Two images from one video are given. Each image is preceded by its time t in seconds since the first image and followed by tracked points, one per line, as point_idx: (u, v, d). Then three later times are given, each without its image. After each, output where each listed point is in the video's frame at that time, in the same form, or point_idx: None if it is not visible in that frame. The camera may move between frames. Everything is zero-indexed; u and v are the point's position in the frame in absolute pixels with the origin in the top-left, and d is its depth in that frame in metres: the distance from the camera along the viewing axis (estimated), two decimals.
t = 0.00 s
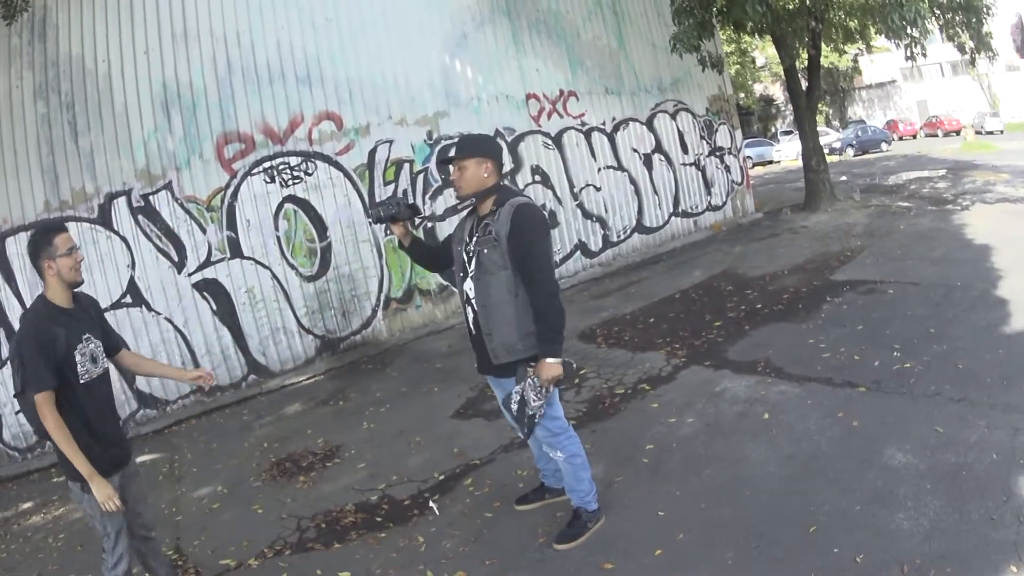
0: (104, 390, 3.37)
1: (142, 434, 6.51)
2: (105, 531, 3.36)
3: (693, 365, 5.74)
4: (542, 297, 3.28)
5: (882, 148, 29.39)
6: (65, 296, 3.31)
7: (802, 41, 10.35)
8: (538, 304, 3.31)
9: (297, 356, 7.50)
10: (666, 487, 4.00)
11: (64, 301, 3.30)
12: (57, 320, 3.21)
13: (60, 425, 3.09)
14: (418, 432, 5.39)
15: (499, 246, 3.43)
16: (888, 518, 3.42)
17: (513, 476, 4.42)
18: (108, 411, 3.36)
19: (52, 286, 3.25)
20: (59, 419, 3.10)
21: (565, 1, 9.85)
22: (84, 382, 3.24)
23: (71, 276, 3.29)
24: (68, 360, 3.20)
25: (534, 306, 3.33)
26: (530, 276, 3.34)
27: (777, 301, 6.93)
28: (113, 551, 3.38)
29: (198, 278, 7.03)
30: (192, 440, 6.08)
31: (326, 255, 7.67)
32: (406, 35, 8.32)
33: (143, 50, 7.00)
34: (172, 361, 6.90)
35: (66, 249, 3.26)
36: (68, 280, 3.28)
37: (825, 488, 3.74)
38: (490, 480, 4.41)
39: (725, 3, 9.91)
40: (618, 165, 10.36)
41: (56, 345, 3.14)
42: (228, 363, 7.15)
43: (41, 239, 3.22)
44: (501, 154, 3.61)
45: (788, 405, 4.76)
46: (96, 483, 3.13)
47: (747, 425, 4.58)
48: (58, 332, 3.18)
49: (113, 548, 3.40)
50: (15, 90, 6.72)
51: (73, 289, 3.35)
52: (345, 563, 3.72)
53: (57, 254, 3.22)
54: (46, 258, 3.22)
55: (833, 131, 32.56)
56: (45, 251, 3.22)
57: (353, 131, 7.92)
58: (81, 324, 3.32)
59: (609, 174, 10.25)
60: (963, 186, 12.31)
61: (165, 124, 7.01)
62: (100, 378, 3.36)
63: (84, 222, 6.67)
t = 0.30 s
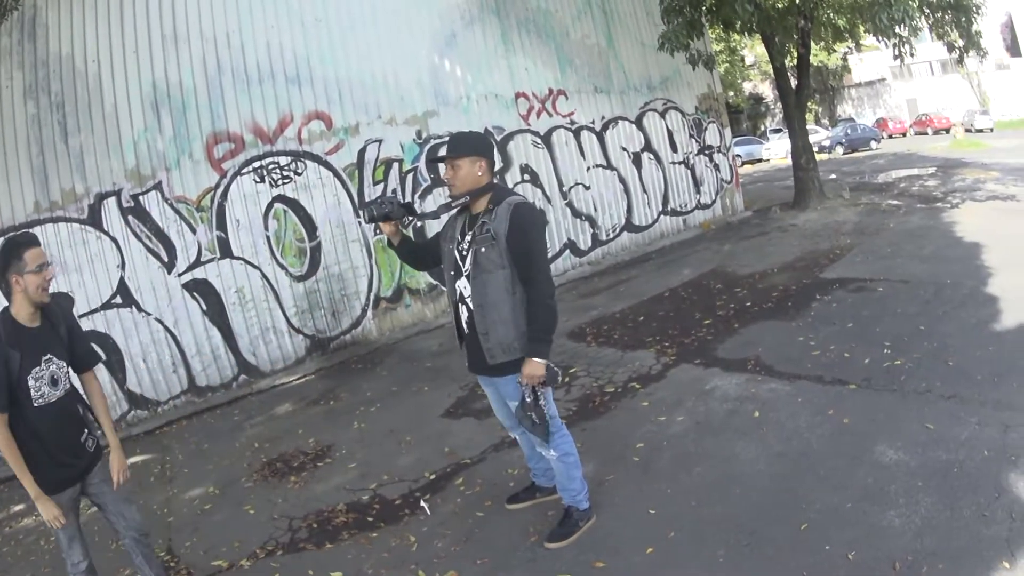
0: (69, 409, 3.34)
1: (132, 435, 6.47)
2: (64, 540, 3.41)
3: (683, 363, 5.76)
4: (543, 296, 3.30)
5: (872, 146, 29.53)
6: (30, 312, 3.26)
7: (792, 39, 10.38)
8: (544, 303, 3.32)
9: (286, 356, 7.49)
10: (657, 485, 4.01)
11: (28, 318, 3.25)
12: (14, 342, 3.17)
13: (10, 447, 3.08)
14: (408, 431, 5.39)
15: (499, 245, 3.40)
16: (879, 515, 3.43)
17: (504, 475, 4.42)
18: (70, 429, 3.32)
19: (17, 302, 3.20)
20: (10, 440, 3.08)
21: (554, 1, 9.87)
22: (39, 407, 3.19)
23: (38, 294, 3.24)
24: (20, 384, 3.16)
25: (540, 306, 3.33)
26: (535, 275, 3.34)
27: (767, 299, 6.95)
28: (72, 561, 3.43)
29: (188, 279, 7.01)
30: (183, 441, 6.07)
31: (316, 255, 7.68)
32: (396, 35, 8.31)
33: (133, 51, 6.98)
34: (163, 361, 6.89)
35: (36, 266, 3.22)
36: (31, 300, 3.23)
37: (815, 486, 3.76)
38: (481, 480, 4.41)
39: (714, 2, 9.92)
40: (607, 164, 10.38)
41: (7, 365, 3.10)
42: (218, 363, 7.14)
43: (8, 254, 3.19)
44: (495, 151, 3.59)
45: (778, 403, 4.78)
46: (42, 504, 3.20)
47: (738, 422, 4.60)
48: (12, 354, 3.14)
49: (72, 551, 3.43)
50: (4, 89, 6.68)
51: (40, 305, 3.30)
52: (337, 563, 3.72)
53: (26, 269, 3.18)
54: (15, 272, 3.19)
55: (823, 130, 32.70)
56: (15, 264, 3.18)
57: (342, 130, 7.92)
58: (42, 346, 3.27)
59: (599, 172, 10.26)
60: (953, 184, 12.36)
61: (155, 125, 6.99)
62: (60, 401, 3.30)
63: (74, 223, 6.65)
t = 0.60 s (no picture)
0: (67, 403, 3.36)
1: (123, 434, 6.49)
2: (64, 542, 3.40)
3: (668, 365, 5.77)
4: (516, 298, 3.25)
5: (862, 147, 29.48)
6: (28, 307, 3.27)
7: (781, 39, 10.35)
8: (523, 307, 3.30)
9: (272, 357, 7.49)
10: (639, 486, 4.02)
11: (26, 313, 3.27)
12: (11, 337, 3.19)
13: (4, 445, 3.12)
14: (393, 432, 5.41)
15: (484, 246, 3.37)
16: (865, 517, 3.43)
17: (487, 476, 4.44)
18: (67, 422, 3.33)
19: (15, 298, 3.23)
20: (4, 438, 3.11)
21: (542, 2, 9.91)
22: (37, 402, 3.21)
23: (35, 290, 3.25)
24: (20, 378, 3.19)
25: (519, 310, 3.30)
26: (519, 278, 3.30)
27: (753, 301, 6.96)
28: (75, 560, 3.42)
29: (176, 280, 7.02)
30: (172, 441, 6.08)
31: (301, 258, 7.68)
32: (384, 37, 8.32)
33: (124, 52, 6.99)
34: (150, 362, 6.90)
35: (34, 262, 3.22)
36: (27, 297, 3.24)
37: (798, 488, 3.77)
38: (464, 480, 4.43)
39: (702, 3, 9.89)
40: (593, 166, 10.40)
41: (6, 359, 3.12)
42: (205, 364, 7.14)
43: (8, 249, 3.20)
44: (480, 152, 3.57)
45: (762, 405, 4.78)
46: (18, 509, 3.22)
47: (721, 424, 4.61)
48: (11, 349, 3.16)
49: (74, 549, 3.43)
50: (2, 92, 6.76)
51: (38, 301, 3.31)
52: (322, 563, 3.74)
53: (24, 266, 3.19)
54: (13, 268, 3.20)
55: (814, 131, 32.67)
56: (13, 261, 3.20)
57: (329, 132, 7.92)
58: (40, 340, 3.29)
59: (584, 174, 10.27)
60: (945, 185, 12.35)
61: (145, 126, 6.98)
62: (58, 394, 3.33)
63: (66, 224, 6.69)
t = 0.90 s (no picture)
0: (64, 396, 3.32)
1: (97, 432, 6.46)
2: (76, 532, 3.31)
3: (636, 370, 5.81)
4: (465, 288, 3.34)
5: (841, 156, 29.66)
6: (29, 299, 3.26)
7: (757, 48, 10.45)
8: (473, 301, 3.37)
9: (246, 358, 7.51)
10: (604, 489, 4.06)
11: (29, 306, 3.25)
12: (17, 324, 3.15)
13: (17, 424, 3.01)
14: (363, 434, 5.43)
15: (449, 249, 3.45)
16: (829, 523, 3.47)
17: (455, 477, 4.47)
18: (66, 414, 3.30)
19: (18, 290, 3.21)
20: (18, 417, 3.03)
21: (520, 9, 10.03)
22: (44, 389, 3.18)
23: (37, 282, 3.25)
24: (27, 363, 3.15)
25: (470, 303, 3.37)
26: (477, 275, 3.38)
27: (724, 308, 7.03)
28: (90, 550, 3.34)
29: (152, 279, 7.00)
30: (146, 440, 6.07)
31: (276, 259, 7.72)
32: (362, 40, 8.41)
33: (106, 50, 6.97)
34: (126, 361, 6.85)
35: (37, 253, 3.23)
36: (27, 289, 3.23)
37: (762, 493, 3.80)
38: (432, 482, 4.45)
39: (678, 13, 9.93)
40: (567, 172, 10.55)
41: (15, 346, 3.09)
42: (180, 364, 7.12)
43: (11, 240, 3.18)
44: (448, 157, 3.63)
45: (728, 410, 4.83)
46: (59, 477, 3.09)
47: (687, 429, 4.65)
48: (18, 335, 3.12)
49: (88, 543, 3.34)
50: None
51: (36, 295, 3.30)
52: (291, 562, 3.75)
53: (28, 257, 3.19)
54: (16, 260, 3.18)
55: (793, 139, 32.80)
56: (16, 252, 3.18)
57: (305, 134, 7.98)
58: (41, 329, 3.27)
59: (558, 180, 10.42)
60: (922, 195, 12.47)
61: (124, 125, 6.98)
62: (58, 384, 3.29)
63: (46, 222, 6.62)
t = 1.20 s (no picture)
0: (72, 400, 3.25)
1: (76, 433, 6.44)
2: (100, 528, 3.29)
3: (605, 370, 5.86)
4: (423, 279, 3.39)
5: (821, 157, 29.77)
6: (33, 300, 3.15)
7: (733, 50, 10.55)
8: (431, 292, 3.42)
9: (223, 359, 7.50)
10: (570, 487, 4.10)
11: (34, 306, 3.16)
12: (27, 325, 3.05)
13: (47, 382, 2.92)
14: (335, 433, 5.45)
15: (410, 249, 3.47)
16: (790, 521, 3.51)
17: (424, 475, 4.50)
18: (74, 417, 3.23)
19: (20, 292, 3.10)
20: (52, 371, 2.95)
21: (496, 11, 10.16)
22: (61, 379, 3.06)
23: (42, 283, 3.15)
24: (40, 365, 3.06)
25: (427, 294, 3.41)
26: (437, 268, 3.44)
27: (695, 309, 7.09)
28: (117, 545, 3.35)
29: (130, 281, 6.99)
30: (124, 440, 6.07)
31: (252, 261, 7.71)
32: (338, 42, 8.46)
33: (85, 52, 6.97)
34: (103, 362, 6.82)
35: (37, 252, 3.12)
36: (31, 288, 3.11)
37: (726, 492, 3.85)
38: (402, 480, 4.48)
39: (653, 16, 10.07)
40: (542, 173, 10.69)
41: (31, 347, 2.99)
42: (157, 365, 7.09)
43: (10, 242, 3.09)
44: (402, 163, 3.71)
45: (695, 410, 4.87)
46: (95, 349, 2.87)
47: (654, 429, 4.69)
48: (30, 335, 3.02)
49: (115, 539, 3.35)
50: None
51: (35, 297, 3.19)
52: (262, 559, 3.77)
53: (26, 258, 3.08)
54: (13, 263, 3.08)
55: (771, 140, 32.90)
56: (14, 253, 3.07)
57: (281, 136, 8.00)
58: (49, 331, 3.16)
59: (533, 181, 10.55)
60: (899, 196, 12.56)
61: (102, 126, 6.96)
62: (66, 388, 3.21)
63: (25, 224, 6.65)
